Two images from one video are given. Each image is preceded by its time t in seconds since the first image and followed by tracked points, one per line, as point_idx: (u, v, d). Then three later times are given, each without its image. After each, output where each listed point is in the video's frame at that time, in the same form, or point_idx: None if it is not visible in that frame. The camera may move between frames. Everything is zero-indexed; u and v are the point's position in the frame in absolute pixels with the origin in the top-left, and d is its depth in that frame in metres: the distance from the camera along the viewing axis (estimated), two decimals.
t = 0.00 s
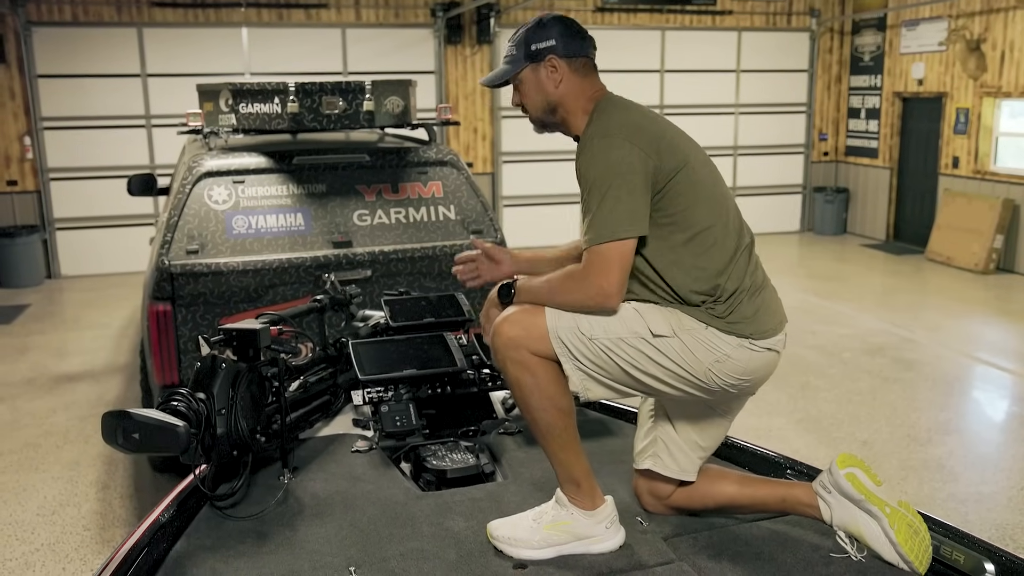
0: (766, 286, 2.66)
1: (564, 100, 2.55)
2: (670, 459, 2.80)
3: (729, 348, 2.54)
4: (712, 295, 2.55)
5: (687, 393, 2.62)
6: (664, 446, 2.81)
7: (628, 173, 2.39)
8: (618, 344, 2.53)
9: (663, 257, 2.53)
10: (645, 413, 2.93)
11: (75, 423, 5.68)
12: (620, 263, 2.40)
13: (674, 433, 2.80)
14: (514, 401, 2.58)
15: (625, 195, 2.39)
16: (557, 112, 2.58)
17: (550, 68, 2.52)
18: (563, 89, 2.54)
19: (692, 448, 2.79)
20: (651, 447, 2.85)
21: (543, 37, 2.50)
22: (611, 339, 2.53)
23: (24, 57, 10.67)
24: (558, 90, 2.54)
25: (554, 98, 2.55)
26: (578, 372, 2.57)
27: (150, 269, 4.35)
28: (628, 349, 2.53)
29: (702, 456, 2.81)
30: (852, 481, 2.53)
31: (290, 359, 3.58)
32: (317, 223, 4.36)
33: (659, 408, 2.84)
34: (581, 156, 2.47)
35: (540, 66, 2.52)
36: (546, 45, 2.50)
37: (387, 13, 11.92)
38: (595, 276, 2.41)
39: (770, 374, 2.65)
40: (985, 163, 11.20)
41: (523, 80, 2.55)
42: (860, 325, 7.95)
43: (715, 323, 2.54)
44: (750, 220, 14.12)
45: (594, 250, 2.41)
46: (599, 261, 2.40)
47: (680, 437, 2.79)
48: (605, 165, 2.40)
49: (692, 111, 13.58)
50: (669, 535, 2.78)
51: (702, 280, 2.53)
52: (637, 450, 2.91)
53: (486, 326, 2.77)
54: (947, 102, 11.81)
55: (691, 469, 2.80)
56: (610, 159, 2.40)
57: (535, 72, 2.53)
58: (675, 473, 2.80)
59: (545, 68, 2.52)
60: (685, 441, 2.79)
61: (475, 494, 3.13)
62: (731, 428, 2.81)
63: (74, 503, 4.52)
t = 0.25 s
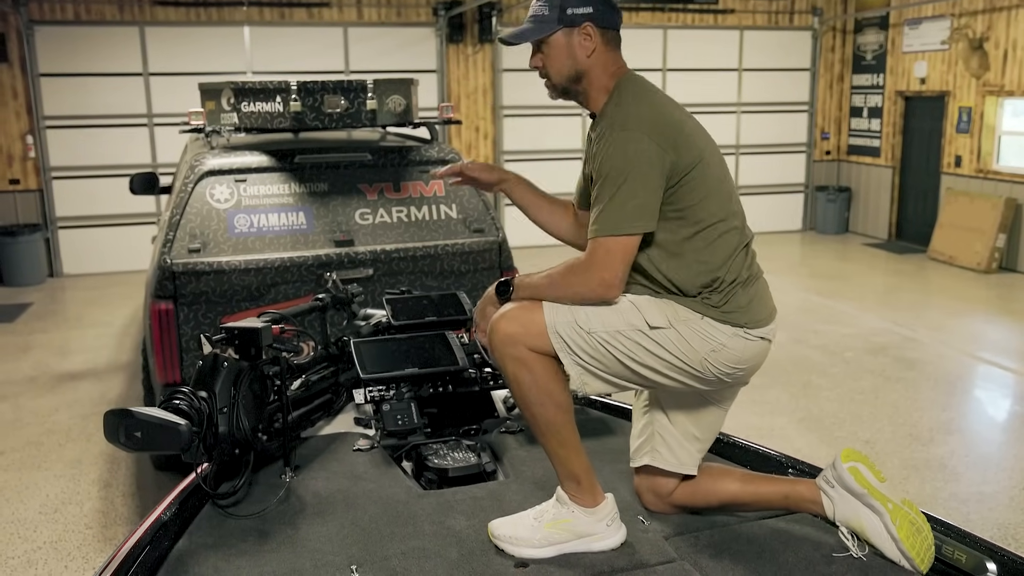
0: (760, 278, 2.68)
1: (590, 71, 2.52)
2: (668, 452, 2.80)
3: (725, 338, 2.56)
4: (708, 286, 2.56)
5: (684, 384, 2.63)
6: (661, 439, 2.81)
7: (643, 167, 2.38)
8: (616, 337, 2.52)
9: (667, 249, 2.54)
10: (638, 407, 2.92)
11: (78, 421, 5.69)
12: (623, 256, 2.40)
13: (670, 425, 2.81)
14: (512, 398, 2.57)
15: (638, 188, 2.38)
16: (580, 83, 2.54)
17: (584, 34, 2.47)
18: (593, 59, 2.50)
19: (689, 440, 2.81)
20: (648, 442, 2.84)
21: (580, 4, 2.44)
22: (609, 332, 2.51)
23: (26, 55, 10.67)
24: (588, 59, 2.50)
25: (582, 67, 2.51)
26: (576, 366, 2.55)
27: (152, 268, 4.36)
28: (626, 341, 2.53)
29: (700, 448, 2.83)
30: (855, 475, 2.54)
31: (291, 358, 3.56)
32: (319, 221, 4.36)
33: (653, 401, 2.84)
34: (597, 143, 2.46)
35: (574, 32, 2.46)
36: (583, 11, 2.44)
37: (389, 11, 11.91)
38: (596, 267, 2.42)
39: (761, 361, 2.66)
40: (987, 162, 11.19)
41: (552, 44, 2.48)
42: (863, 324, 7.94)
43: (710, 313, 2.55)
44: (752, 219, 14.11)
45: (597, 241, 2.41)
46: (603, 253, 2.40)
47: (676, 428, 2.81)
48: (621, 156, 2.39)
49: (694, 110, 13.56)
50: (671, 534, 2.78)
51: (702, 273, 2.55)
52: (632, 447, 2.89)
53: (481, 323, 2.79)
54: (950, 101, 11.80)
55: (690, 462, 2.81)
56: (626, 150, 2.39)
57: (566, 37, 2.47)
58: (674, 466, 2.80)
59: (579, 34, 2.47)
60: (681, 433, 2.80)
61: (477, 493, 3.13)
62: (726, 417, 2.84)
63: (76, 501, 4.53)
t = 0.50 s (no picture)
0: (754, 273, 2.69)
1: (626, 47, 2.49)
2: (664, 446, 2.81)
3: (717, 330, 2.56)
4: (705, 279, 2.56)
5: (678, 378, 2.62)
6: (656, 434, 2.81)
7: (687, 154, 2.38)
8: (610, 333, 2.52)
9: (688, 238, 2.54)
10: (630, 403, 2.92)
11: (80, 420, 5.70)
12: (673, 243, 2.41)
13: (663, 419, 2.82)
14: (508, 396, 2.56)
15: (682, 175, 2.38)
16: (615, 58, 2.50)
17: (624, 8, 2.44)
18: (631, 35, 2.48)
19: (684, 434, 2.82)
20: (642, 437, 2.84)
21: None
22: (603, 328, 2.51)
23: (28, 54, 10.69)
24: (626, 34, 2.48)
25: (620, 41, 2.48)
26: (570, 363, 2.55)
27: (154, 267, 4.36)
28: (620, 336, 2.53)
29: (695, 442, 2.84)
30: (858, 470, 2.54)
31: (293, 357, 3.56)
32: (320, 221, 4.36)
33: (645, 395, 2.85)
34: (638, 124, 2.43)
35: (615, 5, 2.43)
36: None
37: (390, 10, 11.90)
38: (652, 253, 2.41)
39: (751, 354, 2.65)
40: (990, 161, 11.18)
41: (592, 15, 2.43)
42: (864, 323, 7.94)
43: (704, 305, 2.55)
44: (754, 219, 14.10)
45: (646, 228, 2.41)
46: (654, 240, 2.40)
47: (668, 421, 2.82)
48: (665, 141, 2.38)
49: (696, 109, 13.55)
50: (672, 534, 2.78)
51: (710, 265, 2.55)
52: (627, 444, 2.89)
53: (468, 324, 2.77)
54: (952, 100, 11.79)
55: (687, 456, 2.82)
56: (671, 135, 2.39)
57: (608, 10, 2.43)
58: (670, 460, 2.81)
59: (619, 8, 2.44)
60: (674, 425, 2.81)
61: (478, 492, 3.13)
62: (717, 408, 2.85)
63: (78, 500, 4.53)
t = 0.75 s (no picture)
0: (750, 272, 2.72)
1: (650, 37, 2.50)
2: (662, 445, 2.81)
3: (715, 326, 2.57)
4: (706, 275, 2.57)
5: (676, 376, 2.63)
6: (653, 432, 2.81)
7: (716, 150, 2.40)
8: (609, 332, 2.52)
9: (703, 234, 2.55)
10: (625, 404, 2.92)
11: (82, 419, 5.70)
12: (704, 240, 2.42)
13: (660, 418, 2.82)
14: (507, 396, 2.56)
15: (712, 169, 2.39)
16: (639, 46, 2.50)
17: None
18: (654, 25, 2.49)
19: (681, 431, 2.82)
20: (640, 437, 2.83)
21: None
22: (602, 328, 2.51)
23: (30, 54, 10.70)
24: (650, 24, 2.48)
25: (644, 30, 2.48)
26: (569, 364, 2.54)
27: (155, 266, 4.36)
28: (619, 336, 2.53)
29: (693, 440, 2.84)
30: (860, 468, 2.54)
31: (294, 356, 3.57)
32: (322, 220, 4.37)
33: (641, 395, 2.85)
34: (667, 116, 2.43)
35: None
36: None
37: (392, 9, 11.90)
38: (686, 250, 2.40)
39: (747, 351, 2.66)
40: (992, 160, 11.17)
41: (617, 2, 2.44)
42: (866, 322, 7.93)
43: (703, 301, 2.57)
44: (755, 217, 14.09)
45: (677, 224, 2.41)
46: (687, 236, 2.40)
47: (665, 419, 2.82)
48: (697, 134, 2.39)
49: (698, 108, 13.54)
50: (672, 534, 2.78)
51: (716, 260, 2.56)
52: (624, 445, 2.89)
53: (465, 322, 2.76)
54: (954, 99, 11.77)
55: (685, 453, 2.81)
56: (702, 129, 2.39)
57: None
58: (668, 458, 2.80)
59: None
60: (671, 423, 2.82)
61: (479, 492, 3.13)
62: (713, 405, 2.85)
63: (79, 499, 4.54)
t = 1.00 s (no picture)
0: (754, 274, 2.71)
1: (643, 39, 2.48)
2: (662, 446, 2.81)
3: (717, 329, 2.56)
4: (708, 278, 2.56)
5: (678, 378, 2.62)
6: (654, 433, 2.82)
7: (719, 156, 2.39)
8: (611, 335, 2.52)
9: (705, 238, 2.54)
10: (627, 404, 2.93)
11: (83, 419, 5.71)
12: (706, 245, 2.42)
13: (661, 419, 2.82)
14: (509, 398, 2.56)
15: (716, 175, 2.38)
16: (633, 50, 2.49)
17: None
18: (647, 26, 2.47)
19: (682, 432, 2.82)
20: (641, 438, 2.84)
21: None
22: (604, 330, 2.52)
23: (31, 53, 10.71)
24: (642, 25, 2.46)
25: (637, 32, 2.46)
26: (571, 366, 2.55)
27: (156, 267, 4.37)
28: (621, 338, 2.53)
29: (693, 442, 2.84)
30: (860, 465, 2.55)
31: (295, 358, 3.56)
32: (323, 221, 4.37)
33: (642, 396, 2.85)
34: (670, 121, 2.41)
35: None
36: None
37: (393, 9, 11.90)
38: (689, 255, 2.40)
39: (748, 353, 2.66)
40: (992, 159, 11.16)
41: (607, 6, 2.43)
42: (866, 322, 7.93)
43: (705, 304, 2.56)
44: (756, 218, 14.09)
45: (680, 229, 2.40)
46: (690, 241, 2.40)
47: (666, 420, 2.82)
48: (700, 140, 2.38)
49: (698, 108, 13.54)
50: (672, 535, 2.78)
51: (718, 264, 2.55)
52: (625, 445, 2.89)
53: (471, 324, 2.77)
54: (955, 99, 11.77)
55: (685, 455, 2.82)
56: (706, 134, 2.38)
57: None
58: (669, 459, 2.81)
59: None
60: (671, 424, 2.82)
61: (479, 493, 3.13)
62: (714, 407, 2.85)
63: (80, 499, 4.54)
